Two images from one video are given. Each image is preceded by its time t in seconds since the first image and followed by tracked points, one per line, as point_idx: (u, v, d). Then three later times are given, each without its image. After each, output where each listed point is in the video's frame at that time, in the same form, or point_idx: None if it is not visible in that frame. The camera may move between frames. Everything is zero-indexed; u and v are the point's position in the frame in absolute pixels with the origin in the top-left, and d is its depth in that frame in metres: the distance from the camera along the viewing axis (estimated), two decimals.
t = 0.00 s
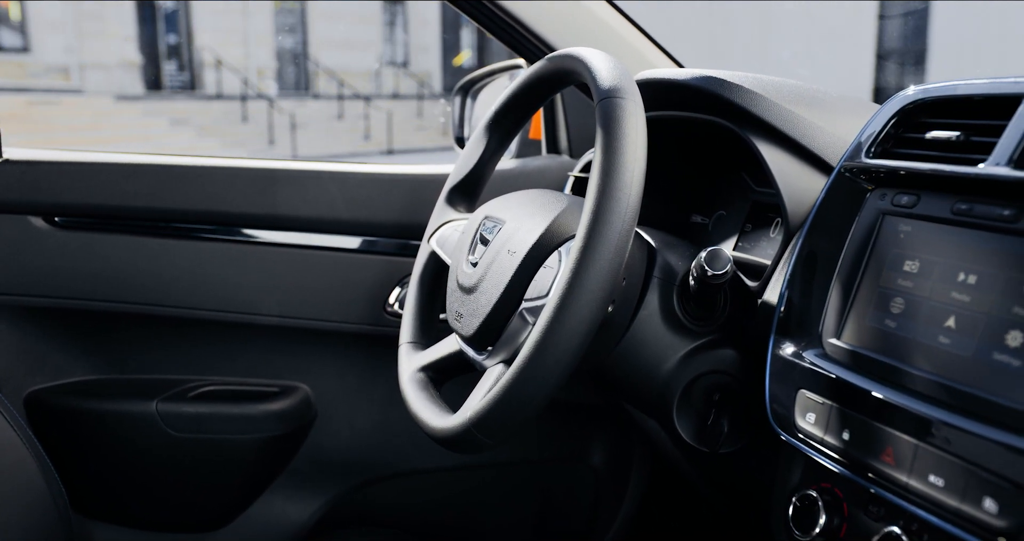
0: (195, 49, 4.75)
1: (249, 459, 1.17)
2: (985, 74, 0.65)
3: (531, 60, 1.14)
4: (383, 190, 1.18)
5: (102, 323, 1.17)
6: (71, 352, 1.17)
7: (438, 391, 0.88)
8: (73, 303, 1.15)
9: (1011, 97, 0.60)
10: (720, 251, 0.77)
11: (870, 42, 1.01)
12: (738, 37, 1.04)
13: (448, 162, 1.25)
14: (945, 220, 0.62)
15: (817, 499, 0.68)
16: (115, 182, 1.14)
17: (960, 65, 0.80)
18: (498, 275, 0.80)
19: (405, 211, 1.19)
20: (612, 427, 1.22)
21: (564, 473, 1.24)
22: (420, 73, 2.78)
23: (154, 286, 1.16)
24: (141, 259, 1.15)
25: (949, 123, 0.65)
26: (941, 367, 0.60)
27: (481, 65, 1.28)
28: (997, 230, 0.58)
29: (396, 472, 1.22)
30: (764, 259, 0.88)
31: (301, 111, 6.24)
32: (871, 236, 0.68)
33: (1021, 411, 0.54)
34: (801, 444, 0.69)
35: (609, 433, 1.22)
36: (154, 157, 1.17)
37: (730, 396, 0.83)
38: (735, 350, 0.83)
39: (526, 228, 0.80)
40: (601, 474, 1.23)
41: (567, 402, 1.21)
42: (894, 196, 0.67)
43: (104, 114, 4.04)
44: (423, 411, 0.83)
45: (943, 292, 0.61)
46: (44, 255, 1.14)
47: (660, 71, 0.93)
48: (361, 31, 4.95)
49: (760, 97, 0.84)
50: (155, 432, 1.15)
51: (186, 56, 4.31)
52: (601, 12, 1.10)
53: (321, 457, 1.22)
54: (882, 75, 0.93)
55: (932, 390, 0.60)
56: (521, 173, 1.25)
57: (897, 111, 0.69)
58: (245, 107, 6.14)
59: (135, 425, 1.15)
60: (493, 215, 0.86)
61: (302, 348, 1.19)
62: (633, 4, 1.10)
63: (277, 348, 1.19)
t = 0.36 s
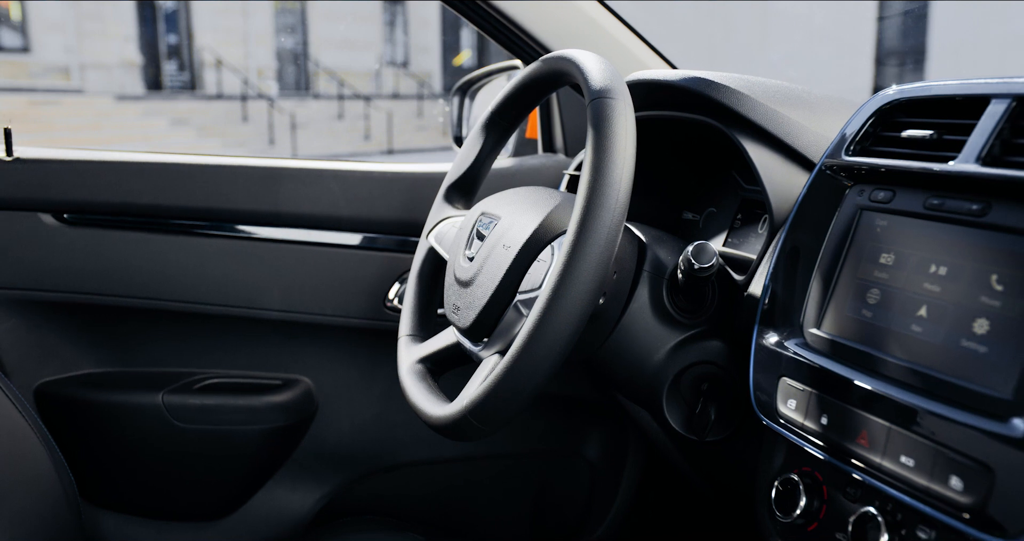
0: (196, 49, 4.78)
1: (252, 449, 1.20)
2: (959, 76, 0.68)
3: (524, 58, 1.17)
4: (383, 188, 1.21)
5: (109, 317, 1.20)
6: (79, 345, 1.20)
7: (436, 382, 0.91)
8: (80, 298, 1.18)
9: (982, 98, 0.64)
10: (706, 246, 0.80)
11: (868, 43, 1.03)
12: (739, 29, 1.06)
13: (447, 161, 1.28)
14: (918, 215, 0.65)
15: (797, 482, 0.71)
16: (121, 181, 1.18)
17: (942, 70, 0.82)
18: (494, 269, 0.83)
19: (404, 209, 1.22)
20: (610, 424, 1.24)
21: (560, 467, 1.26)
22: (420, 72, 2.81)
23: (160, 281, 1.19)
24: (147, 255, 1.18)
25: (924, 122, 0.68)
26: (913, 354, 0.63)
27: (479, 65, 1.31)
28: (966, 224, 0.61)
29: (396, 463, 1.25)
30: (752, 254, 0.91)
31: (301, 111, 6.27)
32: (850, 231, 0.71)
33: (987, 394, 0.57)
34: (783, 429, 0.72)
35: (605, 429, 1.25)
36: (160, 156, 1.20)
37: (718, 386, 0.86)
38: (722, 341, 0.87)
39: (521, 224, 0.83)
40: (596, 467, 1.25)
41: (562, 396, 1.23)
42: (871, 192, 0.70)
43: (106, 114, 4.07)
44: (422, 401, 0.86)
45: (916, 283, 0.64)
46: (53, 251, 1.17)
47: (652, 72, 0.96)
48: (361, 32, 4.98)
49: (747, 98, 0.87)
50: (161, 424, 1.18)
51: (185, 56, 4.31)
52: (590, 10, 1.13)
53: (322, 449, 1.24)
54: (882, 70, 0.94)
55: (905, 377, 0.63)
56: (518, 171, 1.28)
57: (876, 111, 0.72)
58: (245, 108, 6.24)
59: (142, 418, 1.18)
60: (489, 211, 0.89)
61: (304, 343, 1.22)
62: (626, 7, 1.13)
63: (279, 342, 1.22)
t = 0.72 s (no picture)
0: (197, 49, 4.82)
1: (257, 436, 1.25)
2: (922, 78, 0.72)
3: (520, 60, 1.22)
4: (383, 185, 1.26)
5: (119, 309, 1.24)
6: (90, 336, 1.25)
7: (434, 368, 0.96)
8: (92, 290, 1.23)
9: (942, 98, 0.68)
10: (687, 238, 0.85)
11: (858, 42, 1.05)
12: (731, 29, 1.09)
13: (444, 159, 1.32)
14: (882, 207, 0.70)
15: (771, 459, 0.75)
16: (131, 177, 1.22)
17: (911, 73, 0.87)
18: (487, 260, 0.88)
19: (403, 205, 1.26)
20: (604, 414, 1.29)
21: (556, 454, 1.31)
22: (419, 72, 2.85)
23: (169, 274, 1.23)
24: (156, 249, 1.23)
25: (889, 120, 0.73)
26: (876, 336, 0.68)
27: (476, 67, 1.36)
28: (925, 216, 0.66)
29: (395, 451, 1.30)
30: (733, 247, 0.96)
31: (301, 111, 6.31)
32: (820, 222, 0.76)
33: (940, 372, 0.61)
34: (758, 409, 0.77)
35: (599, 419, 1.30)
36: (167, 154, 1.24)
37: (701, 371, 0.91)
38: (705, 330, 0.91)
39: (513, 218, 0.88)
40: (591, 454, 1.30)
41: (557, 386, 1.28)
42: (840, 186, 0.74)
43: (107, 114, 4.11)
44: (419, 386, 0.91)
45: (880, 271, 0.69)
46: (65, 245, 1.21)
47: (640, 75, 1.01)
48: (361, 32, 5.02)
49: (728, 98, 0.92)
50: (170, 411, 1.23)
51: (186, 55, 4.35)
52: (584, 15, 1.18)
53: (324, 436, 1.29)
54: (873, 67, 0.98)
55: (868, 357, 0.67)
56: (513, 169, 1.32)
57: (846, 110, 0.76)
58: (246, 108, 6.22)
59: (152, 406, 1.23)
60: (483, 206, 0.93)
61: (306, 334, 1.27)
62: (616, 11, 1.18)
63: (283, 333, 1.27)
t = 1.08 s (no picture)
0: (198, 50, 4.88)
1: (262, 420, 1.31)
2: (881, 79, 0.78)
3: (510, 59, 1.26)
4: (383, 181, 1.32)
5: (133, 300, 1.31)
6: (105, 325, 1.31)
7: (431, 353, 1.02)
8: (106, 281, 1.29)
9: (895, 99, 0.74)
10: (665, 229, 0.91)
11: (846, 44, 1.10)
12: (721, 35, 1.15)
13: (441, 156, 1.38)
14: (841, 199, 0.76)
15: (741, 433, 0.81)
16: (143, 174, 1.28)
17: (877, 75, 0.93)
18: (480, 250, 0.94)
19: (402, 201, 1.32)
20: (593, 400, 1.35)
21: (549, 439, 1.38)
22: (417, 73, 2.91)
23: (179, 266, 1.30)
24: (167, 242, 1.29)
25: (849, 119, 0.79)
26: (833, 316, 0.74)
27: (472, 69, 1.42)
28: (878, 207, 0.72)
29: (394, 435, 1.36)
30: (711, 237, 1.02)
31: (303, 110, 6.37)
32: (787, 213, 0.82)
33: (888, 347, 0.67)
34: (728, 386, 0.83)
35: (590, 405, 1.35)
36: (178, 152, 1.31)
37: (680, 355, 0.97)
38: (683, 316, 0.97)
39: (504, 210, 0.94)
40: (580, 440, 1.36)
41: (549, 375, 1.34)
42: (804, 180, 0.81)
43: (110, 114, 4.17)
44: (417, 369, 0.97)
45: (838, 257, 0.75)
46: (82, 238, 1.28)
47: (625, 77, 1.07)
48: (361, 33, 5.07)
49: (707, 101, 0.98)
50: (180, 396, 1.29)
51: (186, 55, 4.41)
52: (571, 18, 1.23)
53: (328, 421, 1.36)
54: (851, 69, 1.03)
55: (825, 335, 0.73)
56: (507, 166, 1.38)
57: (810, 109, 0.83)
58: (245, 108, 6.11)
59: (164, 390, 1.29)
60: (478, 200, 0.99)
61: (310, 323, 1.33)
62: (605, 17, 1.24)
63: (287, 323, 1.33)
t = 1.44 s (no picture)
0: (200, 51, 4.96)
1: (269, 402, 1.39)
2: (836, 80, 0.86)
3: (501, 59, 1.33)
4: (383, 177, 1.39)
5: (147, 289, 1.39)
6: (121, 312, 1.40)
7: (427, 336, 1.10)
8: (122, 270, 1.38)
9: (846, 99, 0.82)
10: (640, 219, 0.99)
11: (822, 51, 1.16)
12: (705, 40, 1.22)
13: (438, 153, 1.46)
14: (797, 189, 0.84)
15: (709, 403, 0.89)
16: (155, 169, 1.36)
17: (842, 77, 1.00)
18: (472, 239, 1.02)
19: (400, 195, 1.40)
20: (581, 384, 1.43)
21: (539, 423, 1.45)
22: (417, 73, 2.98)
23: (190, 257, 1.38)
24: (179, 234, 1.37)
25: (807, 117, 0.87)
26: (789, 295, 0.81)
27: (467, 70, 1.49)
28: (829, 196, 0.80)
29: (393, 417, 1.44)
30: (687, 227, 1.10)
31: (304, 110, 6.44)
32: (751, 203, 0.89)
33: (834, 322, 0.75)
34: (697, 361, 0.91)
35: (578, 388, 1.43)
36: (190, 149, 1.38)
37: (657, 337, 1.05)
38: (660, 300, 1.05)
39: (493, 201, 1.02)
40: (570, 423, 1.44)
41: (540, 361, 1.42)
42: (766, 172, 0.88)
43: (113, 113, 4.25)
44: (414, 349, 1.05)
45: (794, 242, 0.83)
46: (99, 230, 1.37)
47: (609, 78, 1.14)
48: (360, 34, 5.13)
49: (683, 101, 1.06)
50: (191, 378, 1.37)
51: (186, 55, 4.48)
52: (556, 19, 1.30)
53: (331, 404, 1.43)
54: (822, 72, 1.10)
55: (781, 313, 0.81)
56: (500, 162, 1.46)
57: (772, 108, 0.90)
58: (245, 107, 6.02)
59: (176, 374, 1.36)
60: (471, 193, 1.07)
61: (313, 311, 1.41)
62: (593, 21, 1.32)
63: (292, 311, 1.41)
